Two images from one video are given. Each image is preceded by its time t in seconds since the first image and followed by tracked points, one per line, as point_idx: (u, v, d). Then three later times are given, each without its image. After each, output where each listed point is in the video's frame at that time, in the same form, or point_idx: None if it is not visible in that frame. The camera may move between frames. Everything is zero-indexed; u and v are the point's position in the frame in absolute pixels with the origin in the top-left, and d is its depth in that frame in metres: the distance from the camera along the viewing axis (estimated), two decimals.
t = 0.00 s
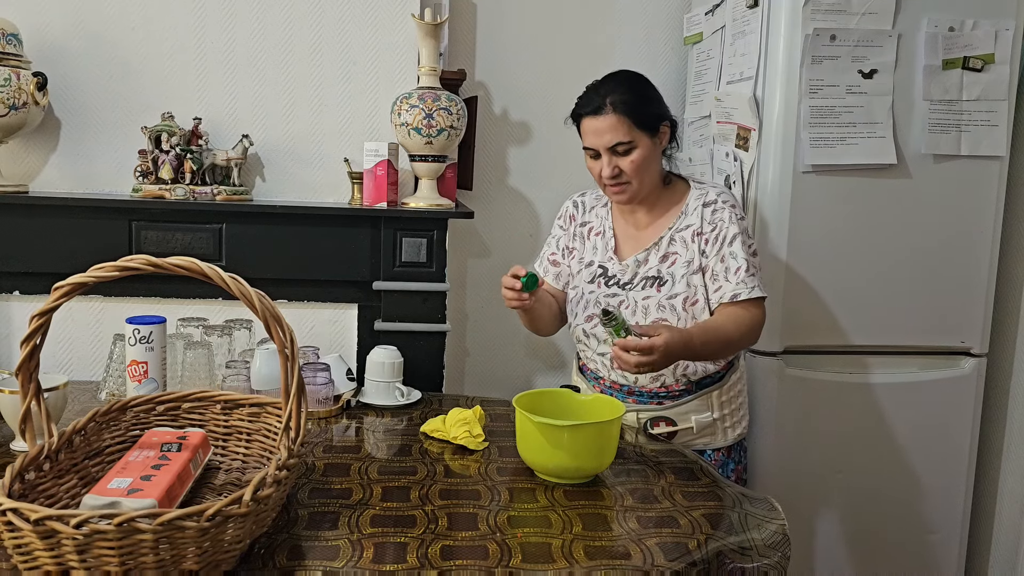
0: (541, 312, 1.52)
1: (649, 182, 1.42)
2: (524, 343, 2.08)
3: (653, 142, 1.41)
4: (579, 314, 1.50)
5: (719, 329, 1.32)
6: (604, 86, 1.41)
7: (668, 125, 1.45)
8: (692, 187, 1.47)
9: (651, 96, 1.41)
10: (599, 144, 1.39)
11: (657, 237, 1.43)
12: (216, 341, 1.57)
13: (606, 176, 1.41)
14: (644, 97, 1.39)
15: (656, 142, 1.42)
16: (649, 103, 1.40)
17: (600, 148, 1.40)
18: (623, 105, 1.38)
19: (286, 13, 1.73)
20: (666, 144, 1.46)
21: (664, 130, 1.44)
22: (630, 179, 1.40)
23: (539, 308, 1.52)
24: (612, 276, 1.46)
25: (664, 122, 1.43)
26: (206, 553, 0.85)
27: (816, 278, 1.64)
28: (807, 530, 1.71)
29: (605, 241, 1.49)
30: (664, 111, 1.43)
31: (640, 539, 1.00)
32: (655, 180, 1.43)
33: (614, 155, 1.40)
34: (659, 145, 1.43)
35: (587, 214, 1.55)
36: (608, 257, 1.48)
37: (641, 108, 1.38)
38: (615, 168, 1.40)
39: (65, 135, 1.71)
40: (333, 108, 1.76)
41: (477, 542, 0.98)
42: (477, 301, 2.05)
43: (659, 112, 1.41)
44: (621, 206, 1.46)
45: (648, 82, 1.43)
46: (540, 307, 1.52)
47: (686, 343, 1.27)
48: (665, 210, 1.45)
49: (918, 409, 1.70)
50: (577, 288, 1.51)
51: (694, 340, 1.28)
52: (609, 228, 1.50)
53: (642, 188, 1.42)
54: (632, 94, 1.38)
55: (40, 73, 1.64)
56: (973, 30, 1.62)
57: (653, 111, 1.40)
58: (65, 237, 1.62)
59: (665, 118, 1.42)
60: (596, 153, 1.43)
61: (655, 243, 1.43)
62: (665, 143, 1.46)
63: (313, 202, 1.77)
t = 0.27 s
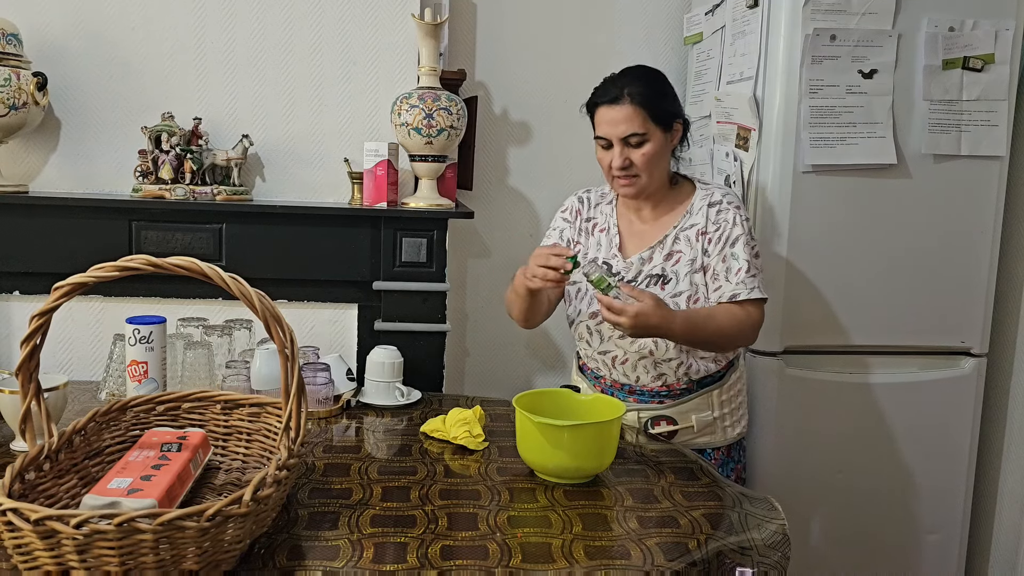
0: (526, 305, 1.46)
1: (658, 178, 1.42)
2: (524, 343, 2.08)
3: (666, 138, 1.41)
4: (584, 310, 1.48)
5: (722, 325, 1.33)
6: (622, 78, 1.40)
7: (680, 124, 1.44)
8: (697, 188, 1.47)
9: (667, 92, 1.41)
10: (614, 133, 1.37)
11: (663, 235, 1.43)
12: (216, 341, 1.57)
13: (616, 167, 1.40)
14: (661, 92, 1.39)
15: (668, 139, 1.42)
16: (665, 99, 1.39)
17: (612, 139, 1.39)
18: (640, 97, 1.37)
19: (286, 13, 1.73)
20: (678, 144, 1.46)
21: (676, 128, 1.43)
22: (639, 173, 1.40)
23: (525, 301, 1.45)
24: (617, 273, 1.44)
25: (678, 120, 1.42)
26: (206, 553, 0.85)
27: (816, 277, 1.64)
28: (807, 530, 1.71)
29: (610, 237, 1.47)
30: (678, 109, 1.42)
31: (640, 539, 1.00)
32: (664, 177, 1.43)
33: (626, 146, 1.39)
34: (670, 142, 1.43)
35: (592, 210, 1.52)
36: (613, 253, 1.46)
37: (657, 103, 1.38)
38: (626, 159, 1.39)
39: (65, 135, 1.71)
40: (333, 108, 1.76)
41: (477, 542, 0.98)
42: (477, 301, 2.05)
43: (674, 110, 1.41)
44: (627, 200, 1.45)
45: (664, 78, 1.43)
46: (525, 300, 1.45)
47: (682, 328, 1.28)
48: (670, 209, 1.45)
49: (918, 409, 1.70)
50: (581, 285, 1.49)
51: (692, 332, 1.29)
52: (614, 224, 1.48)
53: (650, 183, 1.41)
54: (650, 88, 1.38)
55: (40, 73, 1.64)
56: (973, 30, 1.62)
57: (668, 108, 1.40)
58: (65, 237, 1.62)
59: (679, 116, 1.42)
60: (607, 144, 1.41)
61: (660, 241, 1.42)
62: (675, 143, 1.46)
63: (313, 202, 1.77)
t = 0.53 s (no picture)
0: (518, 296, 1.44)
1: (665, 178, 1.42)
2: (524, 343, 2.08)
3: (675, 138, 1.41)
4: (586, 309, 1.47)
5: (727, 321, 1.32)
6: (638, 73, 1.39)
7: (690, 125, 1.44)
8: (701, 188, 1.47)
9: (681, 93, 1.41)
10: (627, 128, 1.37)
11: (666, 235, 1.43)
12: (216, 341, 1.57)
13: (625, 163, 1.39)
14: (675, 92, 1.39)
15: (678, 139, 1.42)
16: (678, 99, 1.39)
17: (623, 134, 1.39)
18: (655, 95, 1.37)
19: (286, 13, 1.73)
20: (686, 145, 1.46)
21: (686, 129, 1.43)
22: (648, 170, 1.40)
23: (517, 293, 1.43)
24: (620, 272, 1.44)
25: (688, 122, 1.42)
26: (206, 553, 0.85)
27: (816, 277, 1.64)
28: (807, 530, 1.71)
29: (613, 236, 1.47)
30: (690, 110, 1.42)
31: (640, 539, 1.00)
32: (670, 177, 1.43)
33: (637, 143, 1.39)
34: (680, 142, 1.43)
35: (593, 209, 1.51)
36: (616, 253, 1.45)
37: (670, 103, 1.38)
38: (635, 156, 1.39)
39: (65, 135, 1.71)
40: (333, 108, 1.76)
41: (477, 542, 0.98)
42: (477, 301, 2.05)
43: (686, 110, 1.41)
44: (633, 196, 1.44)
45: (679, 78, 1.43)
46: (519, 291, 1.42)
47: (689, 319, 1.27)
48: (674, 209, 1.45)
49: (918, 409, 1.70)
50: (583, 284, 1.48)
51: (698, 325, 1.28)
52: (616, 223, 1.47)
53: (657, 182, 1.41)
54: (664, 86, 1.38)
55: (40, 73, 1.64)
56: (973, 30, 1.62)
57: (680, 108, 1.39)
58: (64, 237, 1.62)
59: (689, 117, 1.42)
60: (617, 139, 1.41)
61: (664, 240, 1.42)
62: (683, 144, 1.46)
63: (313, 202, 1.77)
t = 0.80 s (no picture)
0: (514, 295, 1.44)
1: (666, 179, 1.42)
2: (524, 343, 2.08)
3: (678, 139, 1.41)
4: (586, 309, 1.47)
5: (727, 316, 1.32)
6: (643, 72, 1.40)
7: (692, 127, 1.45)
8: (701, 189, 1.48)
9: (685, 94, 1.41)
10: (630, 127, 1.37)
11: (666, 235, 1.43)
12: (216, 341, 1.57)
13: (627, 161, 1.39)
14: (679, 93, 1.39)
15: (681, 140, 1.42)
16: (683, 99, 1.40)
17: (626, 132, 1.39)
18: (660, 95, 1.37)
19: (286, 13, 1.73)
20: (689, 146, 1.46)
21: (688, 130, 1.44)
22: (649, 170, 1.40)
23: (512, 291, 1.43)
24: (620, 271, 1.43)
25: (691, 124, 1.43)
26: (206, 553, 0.85)
27: (816, 277, 1.64)
28: (807, 529, 1.71)
29: (612, 235, 1.46)
30: (693, 112, 1.43)
31: (640, 539, 1.00)
32: (672, 178, 1.43)
33: (640, 142, 1.39)
34: (682, 143, 1.43)
35: (592, 208, 1.51)
36: (615, 252, 1.45)
37: (674, 103, 1.38)
38: (637, 155, 1.39)
39: (65, 135, 1.71)
40: (333, 108, 1.76)
41: (477, 542, 0.98)
42: (477, 301, 2.05)
43: (689, 112, 1.41)
44: (634, 195, 1.44)
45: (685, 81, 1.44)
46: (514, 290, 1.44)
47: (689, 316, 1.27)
48: (674, 210, 1.45)
49: (918, 409, 1.70)
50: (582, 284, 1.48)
51: (698, 322, 1.28)
52: (615, 223, 1.47)
53: (658, 183, 1.41)
54: (669, 86, 1.38)
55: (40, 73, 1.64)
56: (973, 30, 1.62)
57: (684, 108, 1.40)
58: (65, 237, 1.62)
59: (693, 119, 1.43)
60: (620, 137, 1.41)
61: (665, 240, 1.42)
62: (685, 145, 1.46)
63: (313, 202, 1.77)
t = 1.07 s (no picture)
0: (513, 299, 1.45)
1: (660, 179, 1.41)
2: (524, 343, 2.09)
3: (672, 139, 1.40)
4: (585, 310, 1.47)
5: (725, 315, 1.32)
6: (637, 73, 1.40)
7: (688, 128, 1.44)
8: (700, 190, 1.47)
9: (680, 94, 1.41)
10: (621, 127, 1.37)
11: (664, 235, 1.42)
12: (216, 341, 1.57)
13: (619, 161, 1.39)
14: (673, 93, 1.39)
15: (675, 140, 1.41)
16: (676, 99, 1.39)
17: (618, 133, 1.39)
18: (652, 95, 1.37)
19: (286, 13, 1.73)
20: (685, 146, 1.45)
21: (683, 130, 1.43)
22: (641, 171, 1.39)
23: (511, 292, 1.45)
24: (619, 272, 1.44)
25: (686, 124, 1.42)
26: (206, 553, 0.85)
27: (816, 277, 1.64)
28: (807, 529, 1.71)
29: (610, 236, 1.47)
30: (688, 112, 1.42)
31: (640, 539, 1.00)
32: (667, 178, 1.42)
33: (631, 142, 1.39)
34: (677, 144, 1.42)
35: (590, 209, 1.51)
36: (614, 252, 1.45)
37: (667, 103, 1.38)
38: (629, 155, 1.39)
39: (65, 135, 1.71)
40: (333, 108, 1.76)
41: (477, 542, 0.98)
42: (477, 301, 2.05)
43: (683, 112, 1.40)
44: (629, 195, 1.44)
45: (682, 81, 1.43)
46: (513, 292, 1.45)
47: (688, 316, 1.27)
48: (671, 211, 1.44)
49: (918, 409, 1.70)
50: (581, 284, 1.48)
51: (696, 321, 1.29)
52: (615, 223, 1.47)
53: (651, 183, 1.41)
54: (660, 86, 1.38)
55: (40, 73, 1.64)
56: (973, 30, 1.62)
57: (677, 109, 1.39)
58: (65, 237, 1.62)
59: (687, 119, 1.42)
60: (613, 138, 1.41)
61: (663, 240, 1.42)
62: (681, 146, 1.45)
63: (313, 202, 1.77)
